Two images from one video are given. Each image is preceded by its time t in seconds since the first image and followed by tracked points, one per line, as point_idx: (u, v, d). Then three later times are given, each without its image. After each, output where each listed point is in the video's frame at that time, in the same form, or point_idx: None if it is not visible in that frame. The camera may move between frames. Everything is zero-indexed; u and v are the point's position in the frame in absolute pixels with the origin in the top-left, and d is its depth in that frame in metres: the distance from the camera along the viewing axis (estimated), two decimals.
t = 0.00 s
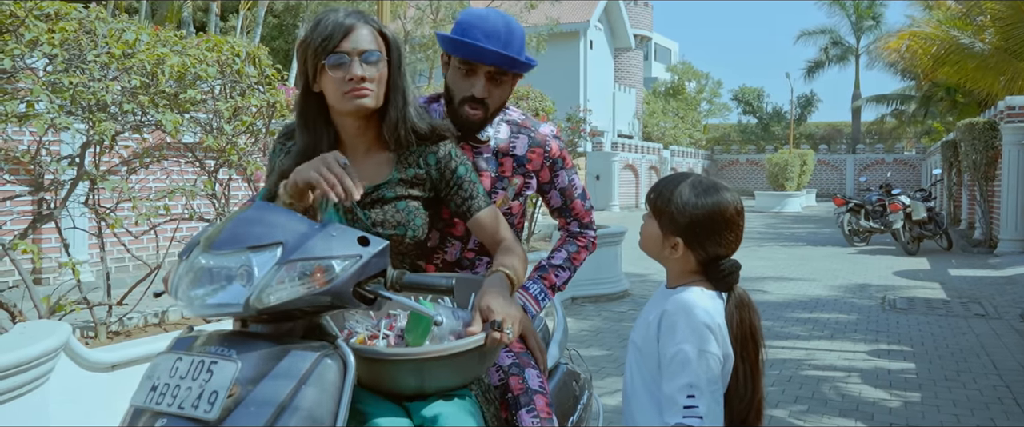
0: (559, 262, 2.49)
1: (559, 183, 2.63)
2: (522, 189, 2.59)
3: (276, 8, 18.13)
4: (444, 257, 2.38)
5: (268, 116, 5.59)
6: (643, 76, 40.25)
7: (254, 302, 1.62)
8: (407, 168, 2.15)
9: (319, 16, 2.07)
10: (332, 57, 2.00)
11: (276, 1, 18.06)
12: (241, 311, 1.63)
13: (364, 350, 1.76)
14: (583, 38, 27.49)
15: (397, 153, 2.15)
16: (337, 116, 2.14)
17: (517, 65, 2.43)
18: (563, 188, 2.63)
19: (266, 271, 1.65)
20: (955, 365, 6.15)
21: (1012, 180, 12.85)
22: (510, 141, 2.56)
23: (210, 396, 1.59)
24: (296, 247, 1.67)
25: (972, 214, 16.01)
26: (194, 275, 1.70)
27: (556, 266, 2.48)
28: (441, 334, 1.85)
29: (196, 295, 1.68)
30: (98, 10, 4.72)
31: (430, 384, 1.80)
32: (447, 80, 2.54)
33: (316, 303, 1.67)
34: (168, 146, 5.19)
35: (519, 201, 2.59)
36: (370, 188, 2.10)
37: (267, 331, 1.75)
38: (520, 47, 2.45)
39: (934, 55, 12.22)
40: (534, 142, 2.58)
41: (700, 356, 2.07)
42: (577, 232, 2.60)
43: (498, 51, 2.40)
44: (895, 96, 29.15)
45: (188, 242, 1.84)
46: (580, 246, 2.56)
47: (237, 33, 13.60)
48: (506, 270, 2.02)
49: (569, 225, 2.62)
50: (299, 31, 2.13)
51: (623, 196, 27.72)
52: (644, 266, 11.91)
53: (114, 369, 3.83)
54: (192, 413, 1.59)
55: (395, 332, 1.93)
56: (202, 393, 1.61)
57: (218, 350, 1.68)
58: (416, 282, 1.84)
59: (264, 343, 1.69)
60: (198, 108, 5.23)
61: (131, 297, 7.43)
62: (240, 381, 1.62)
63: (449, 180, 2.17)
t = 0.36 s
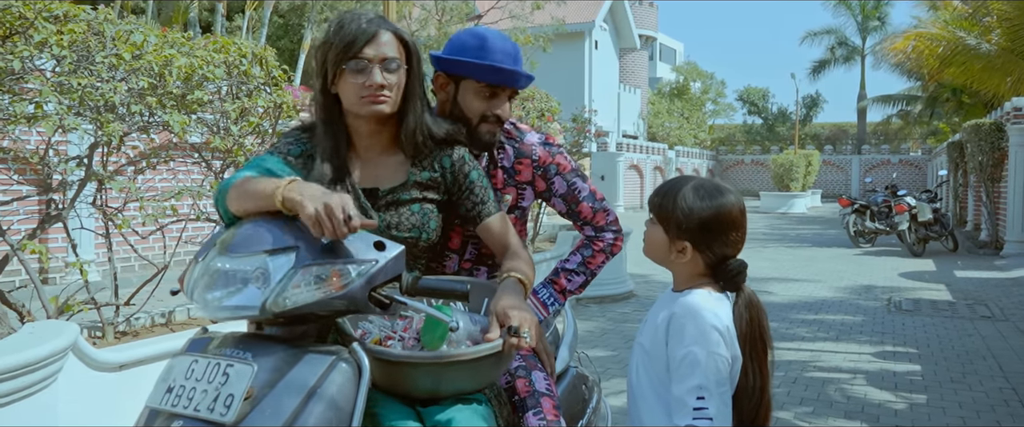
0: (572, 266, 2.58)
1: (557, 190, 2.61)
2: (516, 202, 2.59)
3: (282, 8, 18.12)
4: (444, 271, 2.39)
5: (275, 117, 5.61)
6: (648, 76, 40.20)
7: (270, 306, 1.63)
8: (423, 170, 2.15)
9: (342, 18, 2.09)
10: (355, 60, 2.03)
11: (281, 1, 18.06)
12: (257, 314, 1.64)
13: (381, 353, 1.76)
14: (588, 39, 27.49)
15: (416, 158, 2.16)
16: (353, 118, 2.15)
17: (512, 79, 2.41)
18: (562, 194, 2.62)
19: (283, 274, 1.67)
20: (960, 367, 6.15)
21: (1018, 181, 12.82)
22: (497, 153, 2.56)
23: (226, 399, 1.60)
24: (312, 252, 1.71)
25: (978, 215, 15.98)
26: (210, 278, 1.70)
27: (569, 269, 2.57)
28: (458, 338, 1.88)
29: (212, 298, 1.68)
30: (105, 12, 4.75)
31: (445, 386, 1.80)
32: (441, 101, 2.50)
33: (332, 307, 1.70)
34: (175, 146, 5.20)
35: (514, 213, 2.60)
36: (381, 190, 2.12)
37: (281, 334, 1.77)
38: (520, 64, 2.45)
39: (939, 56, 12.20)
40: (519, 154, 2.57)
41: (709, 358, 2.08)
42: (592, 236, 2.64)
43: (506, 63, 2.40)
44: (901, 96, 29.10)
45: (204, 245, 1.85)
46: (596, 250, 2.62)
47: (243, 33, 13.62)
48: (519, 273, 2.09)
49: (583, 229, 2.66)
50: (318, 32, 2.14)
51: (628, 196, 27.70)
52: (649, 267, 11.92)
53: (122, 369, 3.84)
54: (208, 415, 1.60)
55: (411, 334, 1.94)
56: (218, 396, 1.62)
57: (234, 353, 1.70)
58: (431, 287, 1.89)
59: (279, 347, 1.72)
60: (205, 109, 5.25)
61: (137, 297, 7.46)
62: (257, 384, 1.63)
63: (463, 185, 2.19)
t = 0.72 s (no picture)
0: (577, 260, 2.60)
1: (561, 187, 2.65)
2: (520, 200, 2.64)
3: (287, 7, 18.11)
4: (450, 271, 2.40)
5: (280, 116, 5.63)
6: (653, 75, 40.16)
7: (284, 307, 1.66)
8: (426, 181, 2.19)
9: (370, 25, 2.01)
10: (398, 74, 1.98)
11: None
12: (271, 314, 1.67)
13: (400, 353, 1.77)
14: (593, 38, 27.46)
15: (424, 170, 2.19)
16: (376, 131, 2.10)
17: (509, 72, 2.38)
18: (565, 190, 2.65)
19: (297, 274, 1.68)
20: (966, 366, 6.13)
21: None
22: (501, 153, 2.58)
23: (239, 401, 1.61)
24: (328, 251, 1.70)
25: (984, 215, 15.92)
26: (223, 277, 1.73)
27: (574, 264, 2.59)
28: (474, 338, 1.90)
29: (226, 297, 1.71)
30: (112, 11, 4.77)
31: (460, 387, 1.81)
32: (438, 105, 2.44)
33: (343, 308, 1.70)
34: (181, 146, 5.22)
35: (517, 211, 2.65)
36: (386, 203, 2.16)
37: (295, 334, 1.80)
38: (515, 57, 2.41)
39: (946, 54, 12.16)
40: (524, 152, 2.60)
41: (717, 356, 2.07)
42: (594, 229, 2.68)
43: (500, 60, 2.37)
44: (907, 95, 29.02)
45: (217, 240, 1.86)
46: (599, 242, 2.65)
47: (248, 33, 13.63)
48: (537, 269, 2.18)
49: (585, 223, 2.69)
50: (338, 40, 2.03)
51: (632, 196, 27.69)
52: (654, 266, 11.91)
53: (129, 367, 3.86)
54: (220, 416, 1.61)
55: (424, 333, 1.98)
56: (231, 397, 1.62)
57: (246, 353, 1.71)
58: (445, 289, 1.91)
59: (293, 347, 1.72)
60: (210, 108, 5.27)
61: (143, 297, 7.48)
62: (269, 385, 1.64)
63: (469, 193, 2.22)
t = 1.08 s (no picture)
0: (582, 259, 2.61)
1: (568, 182, 2.67)
2: (528, 194, 2.65)
3: (292, 6, 18.11)
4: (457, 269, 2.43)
5: (286, 116, 5.64)
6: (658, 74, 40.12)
7: (290, 305, 1.67)
8: (444, 187, 2.20)
9: (413, 40, 1.96)
10: (442, 93, 1.97)
11: None
12: (277, 312, 1.68)
13: (408, 343, 1.76)
14: (597, 37, 27.44)
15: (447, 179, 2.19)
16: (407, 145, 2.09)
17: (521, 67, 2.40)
18: (573, 187, 2.68)
19: (303, 272, 1.69)
20: (972, 365, 6.12)
21: None
22: (510, 147, 2.61)
23: (246, 398, 1.62)
24: (334, 249, 1.70)
25: (990, 214, 15.88)
26: (230, 276, 1.74)
27: (579, 263, 2.60)
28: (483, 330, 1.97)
29: (233, 295, 1.73)
30: (119, 10, 4.78)
31: (471, 378, 1.82)
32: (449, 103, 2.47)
33: (350, 307, 1.70)
34: (187, 145, 5.24)
35: (525, 207, 2.66)
36: (403, 210, 2.17)
37: (301, 332, 1.79)
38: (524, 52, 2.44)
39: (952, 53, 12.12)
40: (533, 146, 2.63)
41: (721, 355, 2.07)
42: (599, 227, 2.69)
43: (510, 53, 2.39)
44: (912, 94, 28.96)
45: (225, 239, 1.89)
46: (604, 241, 2.66)
47: (253, 31, 13.64)
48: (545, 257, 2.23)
49: (591, 221, 2.72)
50: (377, 53, 1.97)
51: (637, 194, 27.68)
52: (658, 265, 11.91)
53: (135, 366, 3.87)
54: (228, 414, 1.62)
55: (434, 325, 2.02)
56: (239, 395, 1.63)
57: (253, 351, 1.72)
58: (451, 288, 1.90)
59: (300, 346, 1.74)
60: (216, 107, 5.28)
61: (149, 295, 7.50)
62: (277, 383, 1.65)
63: (483, 201, 2.27)
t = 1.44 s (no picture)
0: (588, 258, 2.59)
1: (574, 180, 2.69)
2: (535, 192, 2.64)
3: (297, 7, 18.11)
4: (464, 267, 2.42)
5: (291, 116, 5.65)
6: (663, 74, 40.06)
7: (298, 305, 1.66)
8: (454, 196, 2.19)
9: (428, 48, 1.97)
10: (458, 101, 1.98)
11: None
12: (285, 313, 1.67)
13: (418, 341, 1.77)
14: (602, 37, 27.43)
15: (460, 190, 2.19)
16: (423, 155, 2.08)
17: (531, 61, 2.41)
18: (579, 185, 2.70)
19: (311, 273, 1.68)
20: (979, 367, 6.09)
21: None
22: (518, 144, 2.61)
23: (254, 399, 1.61)
24: (341, 251, 1.70)
25: (996, 214, 15.83)
26: (238, 276, 1.74)
27: (585, 261, 2.58)
28: (495, 335, 1.99)
29: (241, 296, 1.72)
30: (125, 10, 4.78)
31: (479, 381, 1.83)
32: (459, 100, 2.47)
33: (358, 307, 1.70)
34: (193, 145, 5.24)
35: (532, 204, 2.64)
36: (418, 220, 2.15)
37: (309, 333, 1.78)
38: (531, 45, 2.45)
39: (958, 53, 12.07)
40: (542, 143, 2.63)
41: (736, 356, 2.06)
42: (604, 225, 2.68)
43: (518, 46, 2.40)
44: (918, 94, 28.88)
45: (231, 242, 1.90)
46: (609, 239, 2.65)
47: (258, 32, 13.64)
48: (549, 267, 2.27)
49: (595, 220, 2.71)
50: (392, 60, 1.97)
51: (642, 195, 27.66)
52: (663, 265, 11.89)
53: (141, 366, 3.87)
54: (235, 415, 1.61)
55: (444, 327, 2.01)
56: (246, 395, 1.63)
57: (261, 351, 1.71)
58: (460, 289, 1.92)
59: (307, 346, 1.73)
60: (222, 107, 5.28)
61: (154, 295, 7.50)
62: (285, 384, 1.65)
63: (491, 207, 2.28)
